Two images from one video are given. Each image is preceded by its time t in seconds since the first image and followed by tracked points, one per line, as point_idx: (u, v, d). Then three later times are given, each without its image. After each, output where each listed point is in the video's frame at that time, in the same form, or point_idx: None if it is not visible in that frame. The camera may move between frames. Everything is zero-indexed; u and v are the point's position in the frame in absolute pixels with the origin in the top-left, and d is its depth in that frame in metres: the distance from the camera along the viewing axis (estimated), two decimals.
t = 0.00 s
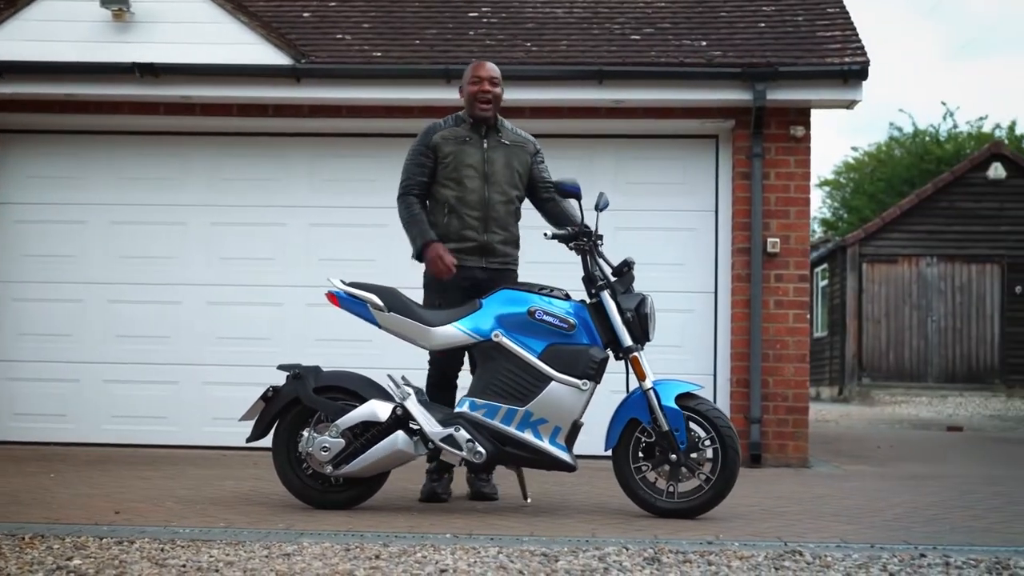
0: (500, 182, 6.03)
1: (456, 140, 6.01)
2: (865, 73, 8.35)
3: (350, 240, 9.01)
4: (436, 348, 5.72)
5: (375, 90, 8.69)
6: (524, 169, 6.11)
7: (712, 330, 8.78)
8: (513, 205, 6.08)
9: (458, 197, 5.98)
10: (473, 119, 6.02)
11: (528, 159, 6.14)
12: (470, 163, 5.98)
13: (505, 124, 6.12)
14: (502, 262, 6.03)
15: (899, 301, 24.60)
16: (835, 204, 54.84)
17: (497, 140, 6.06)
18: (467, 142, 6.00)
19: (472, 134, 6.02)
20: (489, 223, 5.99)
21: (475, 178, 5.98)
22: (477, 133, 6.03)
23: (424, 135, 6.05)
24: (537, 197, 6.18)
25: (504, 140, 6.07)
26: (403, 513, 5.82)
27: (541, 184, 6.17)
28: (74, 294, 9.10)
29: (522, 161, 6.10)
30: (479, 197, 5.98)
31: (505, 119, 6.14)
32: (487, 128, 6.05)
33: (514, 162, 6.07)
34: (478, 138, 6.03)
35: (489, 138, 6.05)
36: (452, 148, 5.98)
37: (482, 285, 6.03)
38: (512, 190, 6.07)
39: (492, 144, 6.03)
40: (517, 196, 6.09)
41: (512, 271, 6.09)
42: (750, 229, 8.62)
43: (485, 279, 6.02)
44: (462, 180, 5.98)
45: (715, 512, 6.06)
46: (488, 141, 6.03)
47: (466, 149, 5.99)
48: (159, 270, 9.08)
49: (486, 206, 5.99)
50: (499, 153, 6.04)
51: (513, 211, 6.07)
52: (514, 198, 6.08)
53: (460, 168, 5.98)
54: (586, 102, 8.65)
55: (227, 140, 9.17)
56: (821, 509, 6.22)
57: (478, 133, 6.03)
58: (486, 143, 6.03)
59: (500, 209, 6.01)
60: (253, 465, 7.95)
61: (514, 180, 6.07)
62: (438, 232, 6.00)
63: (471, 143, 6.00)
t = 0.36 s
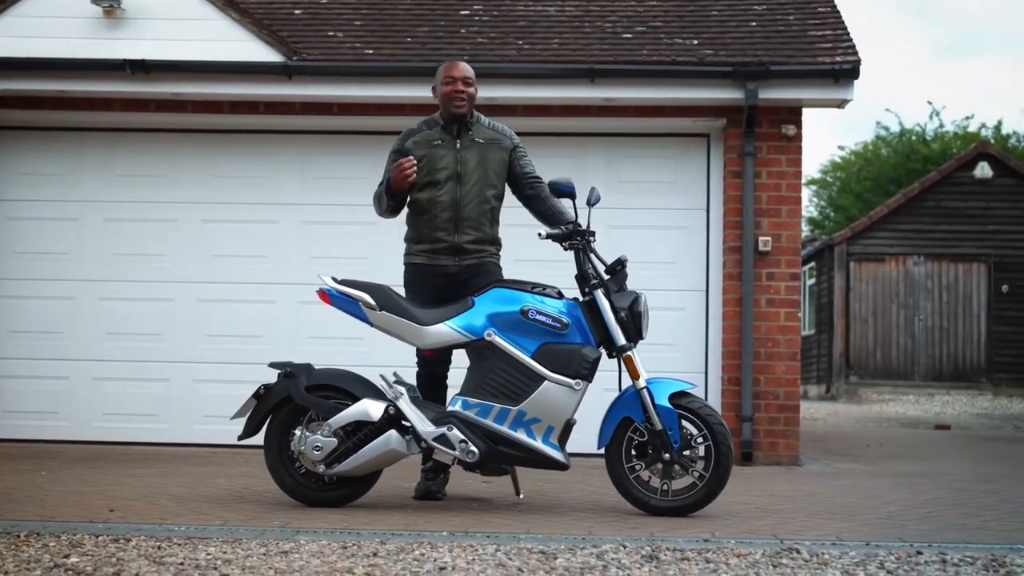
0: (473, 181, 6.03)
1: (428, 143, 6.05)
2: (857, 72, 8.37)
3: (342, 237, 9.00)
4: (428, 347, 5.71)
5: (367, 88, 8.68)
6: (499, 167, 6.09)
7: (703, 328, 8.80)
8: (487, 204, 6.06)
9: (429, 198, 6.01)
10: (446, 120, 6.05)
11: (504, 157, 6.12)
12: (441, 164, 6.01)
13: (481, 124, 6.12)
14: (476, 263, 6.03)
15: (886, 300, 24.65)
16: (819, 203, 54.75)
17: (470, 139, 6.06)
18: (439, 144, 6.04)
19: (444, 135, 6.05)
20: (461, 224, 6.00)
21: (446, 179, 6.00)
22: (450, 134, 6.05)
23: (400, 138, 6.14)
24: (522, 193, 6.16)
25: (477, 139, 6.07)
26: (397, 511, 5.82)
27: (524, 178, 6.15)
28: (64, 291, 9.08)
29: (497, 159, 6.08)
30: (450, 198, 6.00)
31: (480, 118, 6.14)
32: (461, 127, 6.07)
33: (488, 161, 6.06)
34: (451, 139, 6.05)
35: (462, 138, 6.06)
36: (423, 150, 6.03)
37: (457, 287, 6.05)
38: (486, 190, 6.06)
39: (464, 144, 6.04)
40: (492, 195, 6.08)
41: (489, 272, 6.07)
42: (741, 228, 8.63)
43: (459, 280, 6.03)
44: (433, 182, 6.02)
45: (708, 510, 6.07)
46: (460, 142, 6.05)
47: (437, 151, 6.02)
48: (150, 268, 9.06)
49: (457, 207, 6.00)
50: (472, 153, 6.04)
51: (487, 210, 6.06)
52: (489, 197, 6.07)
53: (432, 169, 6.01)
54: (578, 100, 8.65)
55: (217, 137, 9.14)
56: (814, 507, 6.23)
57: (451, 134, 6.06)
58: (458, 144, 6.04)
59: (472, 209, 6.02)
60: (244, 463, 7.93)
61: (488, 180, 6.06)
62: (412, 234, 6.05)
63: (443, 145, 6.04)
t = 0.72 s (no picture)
0: (471, 178, 6.02)
1: (425, 141, 6.06)
2: (860, 71, 8.36)
3: (344, 235, 9.00)
4: (432, 346, 5.71)
5: (370, 85, 8.68)
6: (497, 164, 6.09)
7: (706, 326, 8.80)
8: (486, 201, 6.06)
9: (428, 197, 6.02)
10: (444, 118, 6.06)
11: (502, 153, 6.11)
12: (438, 162, 6.01)
13: (479, 120, 6.12)
14: (475, 260, 6.03)
15: (886, 298, 24.64)
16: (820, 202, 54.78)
17: (467, 136, 6.06)
18: (436, 142, 6.04)
19: (442, 133, 6.05)
20: (459, 222, 6.00)
21: (443, 177, 6.01)
22: (447, 131, 6.06)
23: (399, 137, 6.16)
24: (522, 188, 6.13)
25: (475, 136, 6.06)
26: (401, 509, 5.83)
27: (525, 174, 6.13)
28: (66, 288, 9.08)
29: (495, 156, 6.08)
30: (448, 196, 6.00)
31: (478, 114, 6.13)
32: (458, 125, 6.07)
33: (485, 158, 6.06)
34: (448, 137, 6.05)
35: (459, 135, 6.06)
36: (420, 148, 6.04)
37: (456, 284, 6.05)
38: (484, 187, 6.06)
39: (461, 141, 6.04)
40: (489, 192, 6.08)
41: (488, 269, 6.07)
42: (744, 226, 8.63)
43: (458, 278, 6.03)
44: (431, 180, 6.02)
45: (712, 508, 6.08)
46: (458, 139, 6.05)
47: (435, 149, 6.03)
48: (153, 265, 9.06)
49: (455, 204, 6.00)
50: (469, 150, 6.04)
51: (486, 207, 6.05)
52: (487, 194, 6.07)
53: (429, 168, 6.02)
54: (581, 98, 8.65)
55: (219, 134, 9.14)
56: (818, 505, 6.24)
57: (448, 132, 6.06)
58: (456, 141, 6.04)
59: (469, 207, 6.01)
60: (247, 460, 7.94)
61: (486, 177, 6.05)
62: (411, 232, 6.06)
63: (440, 142, 6.04)
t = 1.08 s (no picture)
0: (470, 177, 6.03)
1: (426, 140, 6.08)
2: (861, 69, 8.36)
3: (347, 233, 9.00)
4: (434, 345, 5.72)
5: (371, 84, 8.68)
6: (497, 162, 6.08)
7: (707, 325, 8.79)
8: (486, 200, 6.05)
9: (428, 196, 6.04)
10: (444, 116, 6.07)
11: (502, 151, 6.10)
12: (438, 161, 6.03)
13: (480, 118, 6.12)
14: (476, 259, 6.02)
15: (886, 297, 24.64)
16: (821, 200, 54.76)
17: (467, 134, 6.06)
18: (436, 140, 6.06)
19: (441, 132, 6.07)
20: (458, 221, 6.00)
21: (443, 176, 6.02)
22: (447, 130, 6.07)
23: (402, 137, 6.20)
24: (524, 185, 6.13)
25: (474, 134, 6.06)
26: (403, 507, 5.83)
27: (526, 172, 6.14)
28: (68, 286, 9.08)
29: (494, 153, 6.07)
30: (447, 195, 6.01)
31: (479, 112, 6.13)
32: (459, 123, 6.07)
33: (485, 157, 6.05)
34: (448, 135, 6.06)
35: (459, 133, 6.07)
36: (420, 147, 6.06)
37: (458, 284, 6.05)
38: (484, 185, 6.05)
39: (461, 139, 6.05)
40: (490, 190, 6.07)
41: (490, 267, 6.06)
42: (746, 224, 8.63)
43: (459, 277, 6.03)
44: (431, 179, 6.04)
45: (714, 507, 6.08)
46: (457, 137, 6.06)
47: (434, 148, 6.05)
48: (154, 263, 9.06)
49: (455, 203, 6.01)
50: (469, 148, 6.04)
51: (486, 206, 6.04)
52: (488, 192, 6.06)
53: (429, 166, 6.04)
54: (583, 96, 8.65)
55: (221, 132, 9.14)
56: (820, 504, 6.24)
57: (448, 131, 6.07)
58: (455, 140, 6.05)
59: (469, 205, 6.01)
60: (248, 458, 7.94)
61: (486, 175, 6.05)
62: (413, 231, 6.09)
63: (440, 141, 6.05)
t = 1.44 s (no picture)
0: (474, 177, 6.02)
1: (429, 139, 6.07)
2: (862, 69, 8.36)
3: (348, 233, 9.01)
4: (434, 345, 5.72)
5: (372, 83, 8.68)
6: (500, 162, 6.08)
7: (708, 324, 8.79)
8: (489, 200, 6.05)
9: (431, 195, 6.03)
10: (448, 116, 6.06)
11: (505, 152, 6.10)
12: (442, 161, 6.02)
13: (483, 119, 6.12)
14: (478, 259, 6.02)
15: (886, 296, 24.63)
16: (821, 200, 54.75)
17: (471, 134, 6.06)
18: (440, 140, 6.05)
19: (445, 131, 6.06)
20: (461, 221, 6.00)
21: (446, 176, 6.02)
22: (451, 130, 6.06)
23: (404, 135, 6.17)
24: (526, 186, 6.15)
25: (478, 134, 6.06)
26: (404, 507, 5.83)
27: (527, 172, 6.15)
28: (68, 286, 9.08)
29: (498, 154, 6.07)
30: (451, 195, 6.01)
31: (482, 112, 6.13)
32: (462, 123, 6.07)
33: (489, 157, 6.06)
34: (451, 135, 6.05)
35: (463, 133, 6.07)
36: (424, 146, 6.05)
37: (460, 283, 6.05)
38: (487, 185, 6.05)
39: (465, 139, 6.05)
40: (493, 190, 6.07)
41: (491, 267, 6.06)
42: (747, 224, 8.63)
43: (461, 277, 6.03)
44: (434, 179, 6.03)
45: (715, 506, 6.07)
46: (461, 137, 6.05)
47: (438, 148, 6.03)
48: (155, 263, 9.06)
49: (458, 203, 6.00)
50: (472, 148, 6.04)
51: (489, 206, 6.05)
52: (490, 193, 6.06)
53: (432, 166, 6.03)
54: (584, 96, 8.64)
55: (221, 132, 9.14)
56: (822, 503, 6.24)
57: (452, 130, 6.06)
58: (459, 139, 6.05)
59: (472, 205, 6.01)
60: (249, 458, 7.94)
61: (490, 175, 6.05)
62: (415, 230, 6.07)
63: (444, 141, 6.05)
